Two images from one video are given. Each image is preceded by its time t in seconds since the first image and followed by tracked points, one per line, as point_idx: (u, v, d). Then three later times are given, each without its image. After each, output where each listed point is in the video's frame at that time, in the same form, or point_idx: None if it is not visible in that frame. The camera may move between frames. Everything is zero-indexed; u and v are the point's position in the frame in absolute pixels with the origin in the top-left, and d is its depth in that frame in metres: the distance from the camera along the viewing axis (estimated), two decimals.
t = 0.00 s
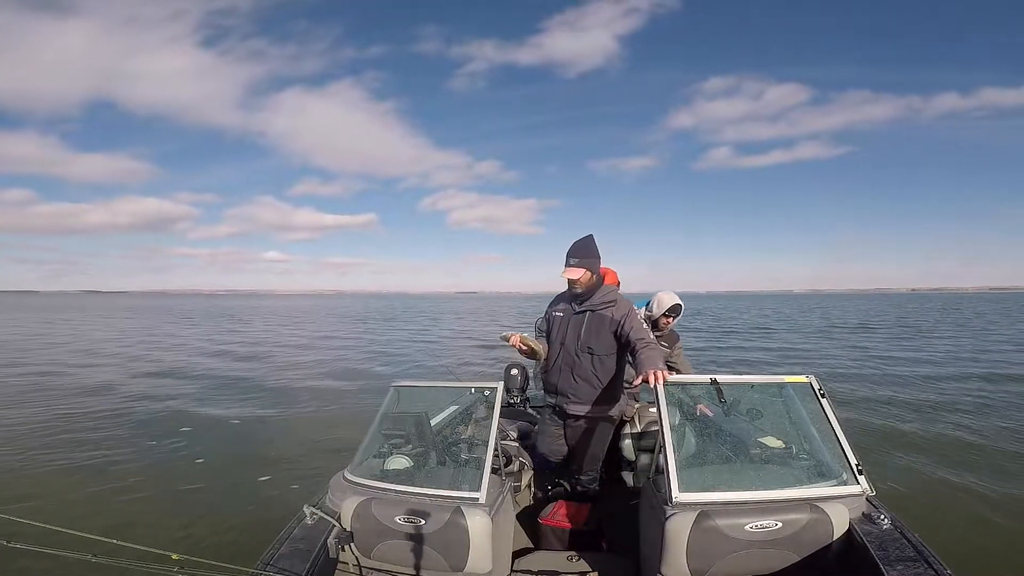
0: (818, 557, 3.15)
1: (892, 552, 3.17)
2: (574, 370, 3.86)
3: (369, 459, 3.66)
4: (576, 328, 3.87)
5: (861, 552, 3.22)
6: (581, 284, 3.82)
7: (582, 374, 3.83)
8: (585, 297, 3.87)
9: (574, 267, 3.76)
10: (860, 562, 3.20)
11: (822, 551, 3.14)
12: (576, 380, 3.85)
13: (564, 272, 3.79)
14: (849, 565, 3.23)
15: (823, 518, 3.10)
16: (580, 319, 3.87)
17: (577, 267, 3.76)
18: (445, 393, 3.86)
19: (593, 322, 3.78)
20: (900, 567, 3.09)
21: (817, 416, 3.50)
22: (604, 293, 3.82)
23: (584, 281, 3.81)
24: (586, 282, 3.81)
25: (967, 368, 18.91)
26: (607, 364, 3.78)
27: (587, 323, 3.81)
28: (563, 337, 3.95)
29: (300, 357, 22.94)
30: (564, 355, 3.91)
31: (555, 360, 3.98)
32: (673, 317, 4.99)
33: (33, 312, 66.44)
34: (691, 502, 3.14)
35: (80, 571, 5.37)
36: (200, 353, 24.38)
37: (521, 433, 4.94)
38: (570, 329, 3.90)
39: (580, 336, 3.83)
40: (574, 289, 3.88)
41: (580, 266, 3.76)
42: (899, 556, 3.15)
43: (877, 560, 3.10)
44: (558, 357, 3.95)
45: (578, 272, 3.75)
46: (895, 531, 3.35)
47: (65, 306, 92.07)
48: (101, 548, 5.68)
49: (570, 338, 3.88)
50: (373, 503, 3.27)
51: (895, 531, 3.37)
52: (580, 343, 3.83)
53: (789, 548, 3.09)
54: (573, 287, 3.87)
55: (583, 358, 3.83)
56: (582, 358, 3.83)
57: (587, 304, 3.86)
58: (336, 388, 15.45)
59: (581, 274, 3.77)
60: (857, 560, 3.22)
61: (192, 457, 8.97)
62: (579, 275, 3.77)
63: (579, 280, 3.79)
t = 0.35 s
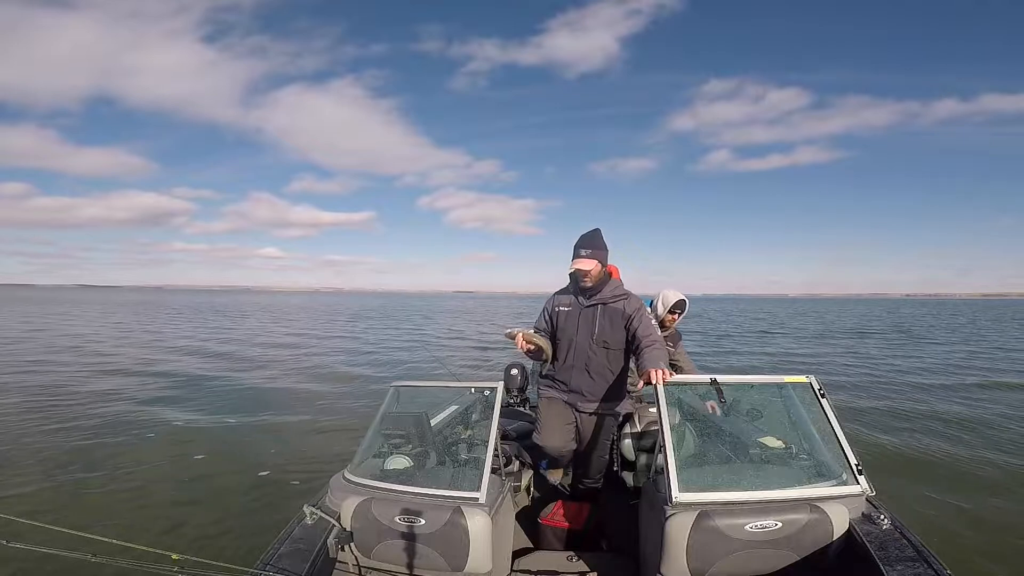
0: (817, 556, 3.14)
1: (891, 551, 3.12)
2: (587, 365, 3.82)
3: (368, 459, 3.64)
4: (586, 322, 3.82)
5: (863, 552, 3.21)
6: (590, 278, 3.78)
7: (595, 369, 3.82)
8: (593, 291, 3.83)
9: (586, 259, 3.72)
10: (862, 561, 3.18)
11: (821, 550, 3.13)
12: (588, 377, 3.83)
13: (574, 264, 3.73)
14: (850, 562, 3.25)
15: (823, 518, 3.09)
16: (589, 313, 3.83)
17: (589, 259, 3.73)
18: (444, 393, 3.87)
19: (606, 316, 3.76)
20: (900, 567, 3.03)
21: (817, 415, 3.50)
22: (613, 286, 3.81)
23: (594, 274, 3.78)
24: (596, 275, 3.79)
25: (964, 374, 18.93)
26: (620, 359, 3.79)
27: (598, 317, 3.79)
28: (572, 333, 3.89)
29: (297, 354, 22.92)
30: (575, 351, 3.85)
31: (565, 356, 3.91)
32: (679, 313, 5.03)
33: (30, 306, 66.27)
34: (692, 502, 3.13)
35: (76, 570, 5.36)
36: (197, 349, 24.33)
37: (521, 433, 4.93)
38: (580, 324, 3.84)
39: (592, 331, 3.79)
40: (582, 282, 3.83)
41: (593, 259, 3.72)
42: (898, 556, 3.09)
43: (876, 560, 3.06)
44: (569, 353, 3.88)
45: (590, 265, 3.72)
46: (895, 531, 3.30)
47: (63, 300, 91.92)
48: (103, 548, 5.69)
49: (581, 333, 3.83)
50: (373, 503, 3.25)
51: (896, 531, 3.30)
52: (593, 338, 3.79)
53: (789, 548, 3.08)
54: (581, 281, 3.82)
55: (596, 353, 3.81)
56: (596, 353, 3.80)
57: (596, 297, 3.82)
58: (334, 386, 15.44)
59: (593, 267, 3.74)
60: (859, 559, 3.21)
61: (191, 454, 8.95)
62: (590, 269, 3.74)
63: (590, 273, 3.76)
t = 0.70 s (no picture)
0: (817, 556, 3.14)
1: (892, 552, 3.07)
2: (594, 370, 3.65)
3: (368, 459, 3.65)
4: (592, 323, 3.66)
5: (863, 552, 3.16)
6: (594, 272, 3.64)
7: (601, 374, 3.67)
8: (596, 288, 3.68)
9: (592, 251, 3.54)
10: (863, 560, 3.14)
11: (821, 550, 3.14)
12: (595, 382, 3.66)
13: (581, 257, 3.56)
14: (851, 562, 3.22)
15: (823, 518, 3.10)
16: (593, 313, 3.67)
17: (596, 251, 3.54)
18: (444, 394, 3.89)
19: (611, 316, 3.65)
20: (900, 567, 2.99)
21: (816, 415, 3.53)
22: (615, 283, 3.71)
23: (597, 269, 3.64)
24: (599, 270, 3.65)
25: (962, 371, 18.95)
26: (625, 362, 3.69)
27: (603, 318, 3.65)
28: (576, 335, 3.69)
29: (295, 358, 22.94)
30: (581, 355, 3.67)
31: (569, 361, 3.69)
32: (705, 331, 4.85)
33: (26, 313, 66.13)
34: (692, 502, 3.14)
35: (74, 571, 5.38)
36: (194, 354, 24.34)
37: (521, 432, 4.93)
38: (585, 326, 3.68)
39: (599, 333, 3.64)
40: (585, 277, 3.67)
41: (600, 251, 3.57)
42: (899, 556, 3.05)
43: (876, 560, 3.02)
44: (574, 357, 3.68)
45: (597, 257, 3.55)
46: (895, 531, 3.24)
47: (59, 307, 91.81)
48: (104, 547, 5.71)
49: (587, 335, 3.66)
50: (373, 503, 3.26)
51: (896, 531, 3.24)
52: (600, 341, 3.64)
53: (789, 548, 3.09)
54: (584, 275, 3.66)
55: (601, 357, 3.67)
56: (602, 357, 3.66)
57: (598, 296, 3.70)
58: (333, 390, 15.44)
59: (599, 261, 3.60)
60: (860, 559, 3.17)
61: (188, 459, 8.95)
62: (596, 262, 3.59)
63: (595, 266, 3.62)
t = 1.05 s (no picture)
0: (817, 557, 3.14)
1: (892, 551, 3.02)
2: (593, 379, 3.49)
3: (368, 459, 3.67)
4: (588, 325, 3.44)
5: (862, 552, 3.10)
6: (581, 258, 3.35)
7: (599, 381, 3.52)
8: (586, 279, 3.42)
9: (578, 234, 3.32)
10: (862, 561, 3.08)
11: (822, 550, 3.14)
12: (594, 391, 3.50)
13: (569, 242, 3.27)
14: (850, 562, 3.16)
15: (823, 518, 3.11)
16: (590, 315, 3.44)
17: (580, 231, 3.34)
18: (444, 394, 3.92)
19: (608, 316, 3.46)
20: (901, 567, 2.96)
21: (817, 415, 3.54)
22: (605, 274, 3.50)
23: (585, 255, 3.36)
24: (587, 257, 3.37)
25: (961, 365, 18.96)
26: (621, 366, 3.58)
27: (599, 319, 3.44)
28: (571, 340, 3.46)
29: (295, 366, 22.96)
30: (580, 363, 3.46)
31: (566, 370, 3.47)
32: (734, 346, 4.52)
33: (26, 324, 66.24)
34: (692, 502, 3.16)
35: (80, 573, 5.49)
36: (194, 363, 24.37)
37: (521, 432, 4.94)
38: (582, 329, 3.45)
39: (597, 337, 3.44)
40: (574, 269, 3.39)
41: (586, 234, 3.33)
42: (899, 555, 3.01)
43: (876, 560, 2.98)
44: (571, 365, 3.47)
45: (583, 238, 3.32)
46: (896, 530, 3.19)
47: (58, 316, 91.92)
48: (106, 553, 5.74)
49: (585, 341, 3.44)
50: (373, 502, 3.27)
51: (897, 531, 3.20)
52: (599, 347, 3.46)
53: (790, 548, 3.10)
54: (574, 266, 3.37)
55: (601, 364, 3.48)
56: (601, 363, 3.49)
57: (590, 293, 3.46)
58: (334, 397, 15.52)
59: (588, 244, 3.33)
60: (859, 558, 3.11)
61: (186, 470, 8.95)
62: (584, 244, 3.33)
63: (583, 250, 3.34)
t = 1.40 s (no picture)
0: (817, 557, 3.15)
1: (891, 552, 3.03)
2: (593, 359, 3.11)
3: (368, 459, 3.67)
4: (582, 298, 3.08)
5: (862, 552, 3.10)
6: (566, 231, 3.07)
7: (598, 361, 3.14)
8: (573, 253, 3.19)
9: (561, 205, 2.99)
10: (862, 561, 3.09)
11: (822, 551, 3.14)
12: (595, 373, 3.12)
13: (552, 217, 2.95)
14: (850, 562, 3.17)
15: (823, 518, 3.12)
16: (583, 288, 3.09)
17: (564, 204, 2.99)
18: (445, 394, 3.93)
19: (602, 287, 3.12)
20: (900, 567, 2.96)
21: (817, 415, 3.55)
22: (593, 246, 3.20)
23: (570, 227, 3.09)
24: (574, 230, 3.11)
25: (957, 365, 19.07)
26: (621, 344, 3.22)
27: (593, 289, 3.10)
28: (566, 314, 3.07)
29: (295, 369, 23.00)
30: (577, 340, 3.07)
31: (563, 349, 3.07)
32: (752, 352, 4.62)
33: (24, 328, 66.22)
34: (692, 502, 3.17)
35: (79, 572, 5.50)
36: (194, 367, 24.40)
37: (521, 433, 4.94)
38: (576, 303, 3.07)
39: (593, 309, 3.09)
40: (559, 242, 3.12)
41: (571, 204, 3.00)
42: (899, 556, 3.02)
43: (876, 560, 2.98)
44: (568, 344, 3.07)
45: (567, 212, 3.00)
46: (895, 531, 3.20)
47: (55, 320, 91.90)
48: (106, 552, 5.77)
49: (580, 313, 3.07)
50: (373, 502, 3.27)
51: (896, 531, 3.20)
52: (596, 321, 3.10)
53: (790, 548, 3.10)
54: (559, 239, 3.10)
55: (599, 343, 3.12)
56: (600, 339, 3.12)
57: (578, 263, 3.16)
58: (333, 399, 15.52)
59: (575, 216, 3.05)
60: (859, 559, 3.12)
61: (187, 471, 8.96)
62: (568, 217, 3.02)
63: (567, 223, 3.04)
